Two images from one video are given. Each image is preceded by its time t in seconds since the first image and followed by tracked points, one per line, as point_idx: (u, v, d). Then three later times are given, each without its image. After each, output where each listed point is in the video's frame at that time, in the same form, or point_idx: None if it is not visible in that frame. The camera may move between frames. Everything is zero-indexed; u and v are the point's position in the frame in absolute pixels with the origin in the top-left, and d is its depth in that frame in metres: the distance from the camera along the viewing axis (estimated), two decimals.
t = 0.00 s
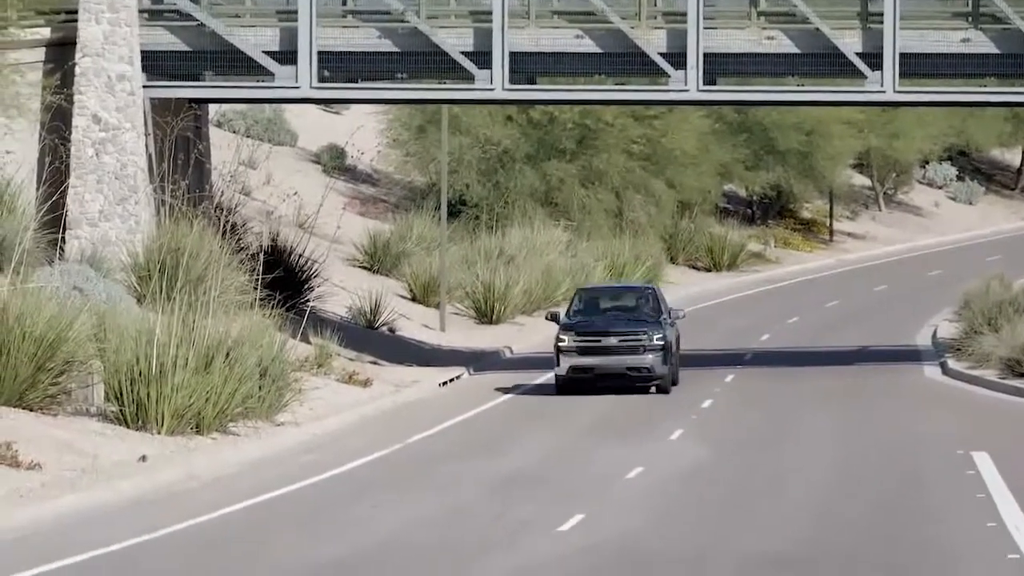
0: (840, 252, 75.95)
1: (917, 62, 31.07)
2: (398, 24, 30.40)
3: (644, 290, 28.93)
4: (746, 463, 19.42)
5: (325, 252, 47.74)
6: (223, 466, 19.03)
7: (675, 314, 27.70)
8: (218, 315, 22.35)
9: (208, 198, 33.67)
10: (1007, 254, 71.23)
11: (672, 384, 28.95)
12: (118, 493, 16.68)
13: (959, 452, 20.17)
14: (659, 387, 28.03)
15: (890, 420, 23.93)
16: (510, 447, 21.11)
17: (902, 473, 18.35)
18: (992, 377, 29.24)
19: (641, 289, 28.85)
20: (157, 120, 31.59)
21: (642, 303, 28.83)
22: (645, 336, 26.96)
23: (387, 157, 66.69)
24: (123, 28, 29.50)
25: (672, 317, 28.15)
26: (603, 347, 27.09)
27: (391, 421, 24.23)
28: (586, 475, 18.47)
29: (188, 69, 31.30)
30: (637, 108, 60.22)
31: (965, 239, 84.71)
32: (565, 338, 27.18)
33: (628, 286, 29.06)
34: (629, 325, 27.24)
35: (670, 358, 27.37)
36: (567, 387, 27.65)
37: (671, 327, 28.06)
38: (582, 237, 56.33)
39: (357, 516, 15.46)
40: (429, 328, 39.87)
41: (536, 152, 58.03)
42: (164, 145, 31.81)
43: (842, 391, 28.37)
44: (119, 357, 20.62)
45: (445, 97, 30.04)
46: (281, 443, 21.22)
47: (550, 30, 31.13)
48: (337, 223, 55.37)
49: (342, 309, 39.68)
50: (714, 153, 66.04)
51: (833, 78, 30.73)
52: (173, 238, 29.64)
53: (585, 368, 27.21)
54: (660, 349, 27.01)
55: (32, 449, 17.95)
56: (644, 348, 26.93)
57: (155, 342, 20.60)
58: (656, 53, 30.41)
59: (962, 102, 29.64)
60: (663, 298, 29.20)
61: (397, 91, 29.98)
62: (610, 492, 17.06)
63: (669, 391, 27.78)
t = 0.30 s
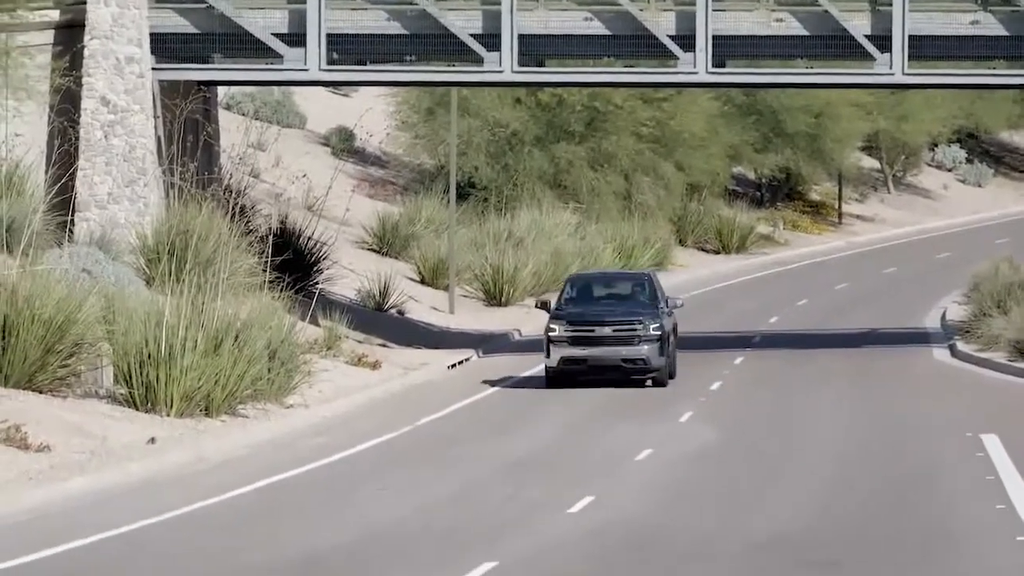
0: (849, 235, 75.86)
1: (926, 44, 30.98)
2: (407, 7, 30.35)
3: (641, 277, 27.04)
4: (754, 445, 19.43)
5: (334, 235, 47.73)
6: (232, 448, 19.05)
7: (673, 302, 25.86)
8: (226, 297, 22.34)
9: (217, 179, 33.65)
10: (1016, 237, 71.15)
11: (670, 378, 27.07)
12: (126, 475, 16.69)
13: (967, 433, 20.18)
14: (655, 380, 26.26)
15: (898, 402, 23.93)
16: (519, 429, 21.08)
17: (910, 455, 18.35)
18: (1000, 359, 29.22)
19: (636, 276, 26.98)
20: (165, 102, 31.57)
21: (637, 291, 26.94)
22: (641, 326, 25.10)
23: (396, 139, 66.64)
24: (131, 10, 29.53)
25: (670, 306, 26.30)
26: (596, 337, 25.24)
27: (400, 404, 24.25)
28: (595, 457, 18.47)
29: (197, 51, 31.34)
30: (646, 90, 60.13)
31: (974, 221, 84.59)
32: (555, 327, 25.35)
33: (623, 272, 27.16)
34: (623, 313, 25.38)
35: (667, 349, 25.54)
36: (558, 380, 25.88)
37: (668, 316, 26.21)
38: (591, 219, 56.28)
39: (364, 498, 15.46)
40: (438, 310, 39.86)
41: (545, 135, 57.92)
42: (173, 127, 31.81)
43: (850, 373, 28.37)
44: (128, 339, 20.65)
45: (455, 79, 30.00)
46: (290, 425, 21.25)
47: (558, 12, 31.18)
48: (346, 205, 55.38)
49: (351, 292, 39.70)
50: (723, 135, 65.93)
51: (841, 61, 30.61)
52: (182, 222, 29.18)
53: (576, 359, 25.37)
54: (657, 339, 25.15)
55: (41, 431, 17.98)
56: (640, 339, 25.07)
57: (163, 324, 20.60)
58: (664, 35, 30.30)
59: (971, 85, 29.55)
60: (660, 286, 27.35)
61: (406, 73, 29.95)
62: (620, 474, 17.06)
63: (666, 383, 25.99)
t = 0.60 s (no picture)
0: (865, 219, 75.70)
1: (941, 28, 30.81)
2: None
3: (640, 265, 25.51)
4: (769, 429, 19.40)
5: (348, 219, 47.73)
6: (246, 432, 19.07)
7: (674, 294, 24.40)
8: (241, 282, 22.37)
9: (231, 163, 33.63)
10: None
11: (671, 372, 25.53)
12: (141, 459, 16.71)
13: (983, 418, 20.12)
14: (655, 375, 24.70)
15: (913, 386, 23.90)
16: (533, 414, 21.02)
17: (925, 440, 18.31)
18: (1016, 344, 29.14)
19: (636, 264, 25.44)
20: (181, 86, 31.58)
21: (637, 280, 25.39)
22: (640, 318, 23.66)
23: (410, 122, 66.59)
24: None
25: (671, 297, 24.80)
26: (592, 330, 23.78)
27: (415, 388, 24.26)
28: (608, 441, 18.46)
29: (212, 35, 31.34)
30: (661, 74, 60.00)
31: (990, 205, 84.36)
32: (549, 320, 23.87)
33: (621, 260, 25.61)
34: (621, 306, 23.94)
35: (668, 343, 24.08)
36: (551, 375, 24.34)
37: (669, 308, 24.70)
38: (606, 203, 56.21)
39: (378, 482, 15.46)
40: (452, 295, 39.81)
41: (559, 119, 57.80)
42: (187, 111, 31.84)
43: (866, 357, 28.31)
44: (143, 324, 20.64)
45: (470, 63, 29.88)
46: (305, 410, 21.23)
47: None
48: (360, 189, 55.36)
49: (366, 276, 39.70)
50: (737, 119, 65.77)
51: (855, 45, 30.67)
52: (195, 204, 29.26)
53: (571, 354, 23.87)
54: (657, 333, 23.68)
55: (56, 415, 18.01)
56: (640, 333, 23.60)
57: (178, 308, 20.63)
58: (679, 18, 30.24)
59: (987, 68, 29.40)
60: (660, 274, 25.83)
61: (421, 57, 29.84)
62: (634, 459, 17.05)
63: (667, 378, 24.43)
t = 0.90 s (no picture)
0: (885, 205, 75.43)
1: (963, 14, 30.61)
2: None
3: (643, 256, 23.60)
4: (788, 416, 19.24)
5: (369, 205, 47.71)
6: (267, 418, 19.06)
7: (678, 288, 22.59)
8: (261, 268, 22.37)
9: (252, 149, 33.64)
10: None
11: (677, 369, 23.72)
12: (162, 445, 16.71)
13: (1004, 405, 19.96)
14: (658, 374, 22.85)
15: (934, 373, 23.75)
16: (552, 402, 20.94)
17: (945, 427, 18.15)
18: None
19: (639, 255, 23.55)
20: (201, 73, 31.55)
21: (639, 272, 23.48)
22: (642, 314, 21.85)
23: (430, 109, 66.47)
24: None
25: (676, 291, 22.92)
26: (590, 326, 21.96)
27: (435, 374, 24.21)
28: (629, 427, 18.41)
29: (231, 22, 31.14)
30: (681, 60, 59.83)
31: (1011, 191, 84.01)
32: (543, 315, 22.11)
33: (623, 250, 23.69)
34: (621, 300, 22.11)
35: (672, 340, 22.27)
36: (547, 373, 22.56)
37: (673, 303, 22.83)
38: (626, 189, 56.07)
39: (398, 468, 15.43)
40: (473, 281, 39.74)
41: (579, 106, 57.64)
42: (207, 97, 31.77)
43: (886, 344, 28.16)
44: (163, 309, 20.66)
45: (490, 50, 29.75)
46: (325, 396, 21.21)
47: None
48: (381, 175, 55.35)
49: (386, 261, 39.70)
50: (757, 105, 65.53)
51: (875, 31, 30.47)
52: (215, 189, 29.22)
53: (568, 351, 22.06)
54: (660, 329, 21.87)
55: (77, 401, 18.03)
56: (642, 328, 21.79)
57: (199, 294, 20.64)
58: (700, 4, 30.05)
59: (1009, 54, 29.19)
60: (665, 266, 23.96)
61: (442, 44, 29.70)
62: (653, 446, 16.93)
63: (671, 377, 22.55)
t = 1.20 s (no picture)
0: (908, 189, 75.11)
1: None
2: None
3: (645, 247, 21.93)
4: (811, 401, 19.07)
5: (391, 189, 47.70)
6: (290, 402, 19.05)
7: (681, 281, 20.99)
8: (284, 251, 22.33)
9: (275, 133, 33.59)
10: None
11: (681, 367, 22.03)
12: (185, 429, 16.70)
13: None
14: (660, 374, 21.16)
15: (959, 357, 23.57)
16: (574, 387, 20.79)
17: (970, 412, 17.95)
18: None
19: (641, 247, 21.89)
20: (224, 56, 31.51)
21: (641, 265, 21.81)
22: (643, 309, 20.24)
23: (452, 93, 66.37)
24: None
25: (680, 285, 21.27)
26: (587, 323, 20.33)
27: (458, 359, 24.14)
28: (649, 412, 18.30)
29: (253, 6, 31.07)
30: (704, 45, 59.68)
31: None
32: (537, 309, 20.49)
33: (623, 241, 22.02)
34: (620, 293, 20.49)
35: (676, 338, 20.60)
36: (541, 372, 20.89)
37: (677, 297, 21.17)
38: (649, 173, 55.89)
39: (419, 453, 15.36)
40: (495, 266, 39.66)
41: (602, 90, 57.51)
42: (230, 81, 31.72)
43: (911, 327, 27.99)
44: (186, 294, 20.67)
45: (512, 34, 29.65)
46: (348, 380, 21.16)
47: None
48: (403, 159, 55.28)
49: (408, 245, 39.66)
50: (780, 89, 65.29)
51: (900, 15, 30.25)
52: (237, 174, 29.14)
53: (563, 349, 20.40)
54: (663, 325, 20.23)
55: (100, 384, 18.06)
56: (643, 325, 20.15)
57: (222, 279, 20.64)
58: None
59: None
60: (669, 258, 22.33)
61: (465, 29, 29.60)
62: (674, 431, 16.79)
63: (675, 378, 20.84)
